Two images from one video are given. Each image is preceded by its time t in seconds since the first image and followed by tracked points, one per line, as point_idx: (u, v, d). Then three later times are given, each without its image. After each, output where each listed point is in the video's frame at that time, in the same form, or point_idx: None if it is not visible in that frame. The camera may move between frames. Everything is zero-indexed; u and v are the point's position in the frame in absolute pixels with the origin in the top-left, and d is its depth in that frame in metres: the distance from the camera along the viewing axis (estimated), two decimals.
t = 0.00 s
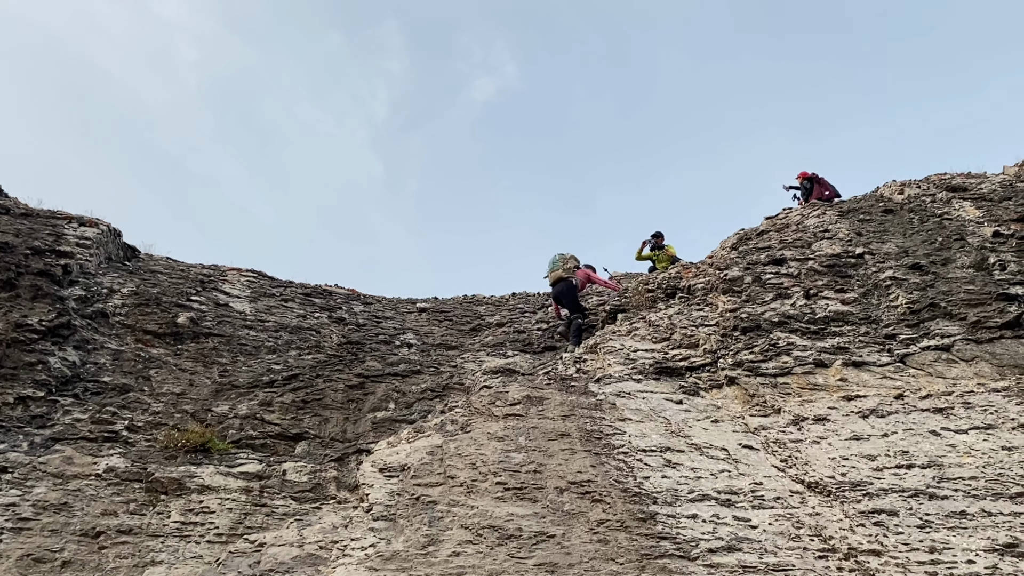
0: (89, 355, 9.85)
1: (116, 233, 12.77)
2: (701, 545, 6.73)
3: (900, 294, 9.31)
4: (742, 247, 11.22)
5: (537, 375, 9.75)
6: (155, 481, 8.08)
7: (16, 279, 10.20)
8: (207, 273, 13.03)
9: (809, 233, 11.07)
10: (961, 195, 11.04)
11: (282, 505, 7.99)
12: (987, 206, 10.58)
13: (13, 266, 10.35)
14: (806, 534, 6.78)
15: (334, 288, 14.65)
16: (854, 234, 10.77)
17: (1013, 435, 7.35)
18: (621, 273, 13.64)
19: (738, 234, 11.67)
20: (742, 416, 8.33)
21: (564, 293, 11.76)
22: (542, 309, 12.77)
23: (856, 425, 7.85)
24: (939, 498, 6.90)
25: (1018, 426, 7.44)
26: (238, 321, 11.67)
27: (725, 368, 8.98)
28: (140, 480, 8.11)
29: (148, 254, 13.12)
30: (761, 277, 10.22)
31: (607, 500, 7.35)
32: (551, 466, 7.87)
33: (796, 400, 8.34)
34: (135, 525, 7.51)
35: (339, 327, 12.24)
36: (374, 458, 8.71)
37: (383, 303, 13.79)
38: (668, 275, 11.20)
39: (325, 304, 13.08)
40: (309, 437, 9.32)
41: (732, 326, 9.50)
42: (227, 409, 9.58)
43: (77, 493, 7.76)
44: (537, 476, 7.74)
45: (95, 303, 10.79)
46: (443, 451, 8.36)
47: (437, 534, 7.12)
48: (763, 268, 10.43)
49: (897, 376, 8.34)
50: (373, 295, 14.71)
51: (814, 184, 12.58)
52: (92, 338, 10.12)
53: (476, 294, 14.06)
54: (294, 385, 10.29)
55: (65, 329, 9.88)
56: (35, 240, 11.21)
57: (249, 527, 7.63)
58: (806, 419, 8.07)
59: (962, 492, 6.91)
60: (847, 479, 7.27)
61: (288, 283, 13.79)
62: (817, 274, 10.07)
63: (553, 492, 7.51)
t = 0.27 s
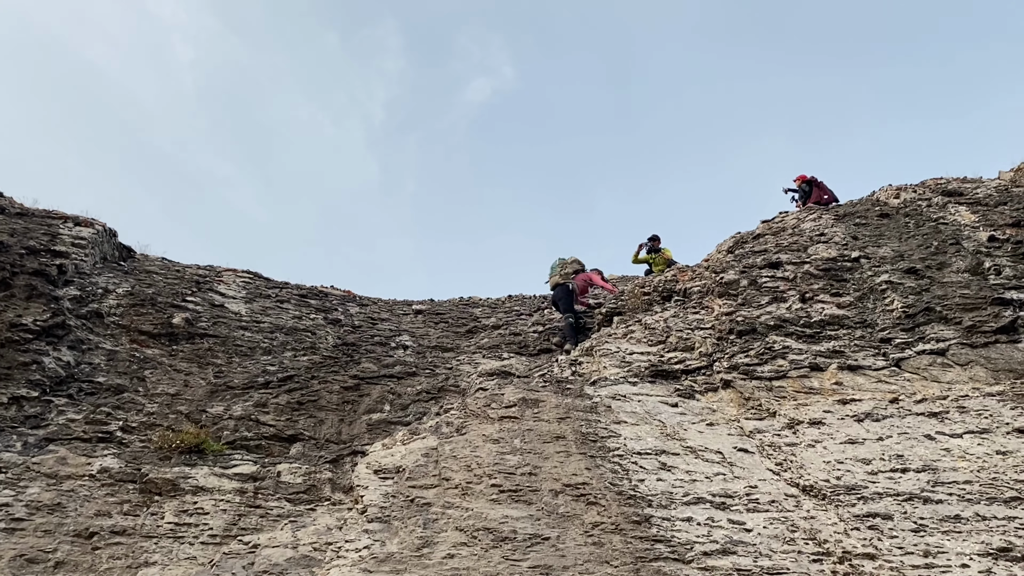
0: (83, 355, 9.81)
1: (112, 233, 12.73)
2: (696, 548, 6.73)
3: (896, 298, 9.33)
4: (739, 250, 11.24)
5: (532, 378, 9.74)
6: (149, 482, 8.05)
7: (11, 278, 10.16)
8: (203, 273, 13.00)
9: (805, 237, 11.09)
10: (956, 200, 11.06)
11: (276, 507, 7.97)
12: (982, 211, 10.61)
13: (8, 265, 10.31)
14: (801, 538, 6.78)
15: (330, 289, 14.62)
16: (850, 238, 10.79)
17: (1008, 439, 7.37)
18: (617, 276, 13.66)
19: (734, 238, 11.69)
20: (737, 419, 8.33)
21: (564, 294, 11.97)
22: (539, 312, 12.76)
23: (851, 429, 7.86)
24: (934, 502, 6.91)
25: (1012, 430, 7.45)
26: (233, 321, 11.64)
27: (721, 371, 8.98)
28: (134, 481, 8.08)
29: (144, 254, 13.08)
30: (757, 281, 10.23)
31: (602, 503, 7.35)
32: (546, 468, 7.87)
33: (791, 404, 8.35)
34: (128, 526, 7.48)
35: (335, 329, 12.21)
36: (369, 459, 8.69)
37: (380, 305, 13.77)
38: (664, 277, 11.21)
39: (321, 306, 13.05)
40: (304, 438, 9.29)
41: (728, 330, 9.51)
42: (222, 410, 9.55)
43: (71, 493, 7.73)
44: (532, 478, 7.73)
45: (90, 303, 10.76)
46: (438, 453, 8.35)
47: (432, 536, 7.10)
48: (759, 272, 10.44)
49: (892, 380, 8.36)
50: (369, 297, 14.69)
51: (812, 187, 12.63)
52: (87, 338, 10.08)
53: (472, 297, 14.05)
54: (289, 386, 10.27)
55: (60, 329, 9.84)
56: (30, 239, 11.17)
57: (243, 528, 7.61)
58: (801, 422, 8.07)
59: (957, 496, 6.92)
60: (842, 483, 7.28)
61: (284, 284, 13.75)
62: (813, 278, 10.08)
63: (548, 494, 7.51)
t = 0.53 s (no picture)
0: (79, 353, 9.79)
1: (108, 231, 12.70)
2: (691, 549, 6.73)
3: (891, 301, 9.36)
4: (735, 252, 11.25)
5: (528, 378, 9.73)
6: (144, 480, 8.03)
7: (6, 275, 10.13)
8: (199, 272, 12.98)
9: (802, 239, 11.12)
10: (952, 204, 11.09)
11: (271, 506, 7.95)
12: (978, 215, 10.64)
13: (4, 263, 10.27)
14: (796, 539, 6.79)
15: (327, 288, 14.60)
16: (847, 240, 10.82)
17: (1003, 442, 7.38)
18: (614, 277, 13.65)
19: (731, 239, 11.71)
20: (733, 420, 8.34)
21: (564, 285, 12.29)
22: (535, 312, 12.76)
23: (846, 431, 7.87)
24: (928, 504, 6.92)
25: (1007, 433, 7.47)
26: (229, 320, 11.61)
27: (717, 373, 8.99)
28: (129, 479, 8.06)
29: (140, 252, 13.05)
30: (753, 283, 10.25)
31: (598, 503, 7.35)
32: (542, 468, 7.87)
33: (786, 405, 8.36)
34: (123, 524, 7.46)
35: (331, 328, 12.18)
36: (365, 459, 8.68)
37: (376, 305, 13.71)
38: (660, 278, 11.22)
39: (318, 305, 13.03)
40: (300, 437, 9.28)
41: (724, 331, 9.52)
42: (218, 408, 9.54)
43: (66, 491, 7.71)
44: (528, 478, 7.73)
45: (86, 301, 10.72)
46: (434, 453, 8.35)
47: (427, 536, 7.10)
48: (756, 273, 10.46)
49: (888, 382, 8.37)
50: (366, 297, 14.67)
51: (812, 189, 12.67)
52: (82, 336, 10.05)
53: (469, 297, 14.04)
54: (285, 385, 10.25)
55: (56, 326, 9.81)
56: (26, 237, 11.13)
57: (238, 527, 7.59)
58: (796, 424, 8.09)
59: (952, 498, 6.93)
60: (837, 484, 7.29)
61: (280, 283, 13.72)
62: (810, 280, 10.11)
63: (544, 494, 7.51)
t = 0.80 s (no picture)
0: (74, 351, 9.75)
1: (105, 229, 12.66)
2: (687, 549, 6.73)
3: (888, 303, 9.37)
4: (732, 254, 11.26)
5: (525, 379, 9.73)
6: (139, 478, 8.01)
7: (2, 273, 10.10)
8: (196, 270, 12.95)
9: (799, 241, 11.13)
10: (949, 207, 11.11)
11: (266, 505, 7.94)
12: (975, 218, 10.66)
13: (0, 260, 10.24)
14: (791, 540, 6.79)
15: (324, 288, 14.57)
16: (843, 242, 10.83)
17: (998, 444, 7.40)
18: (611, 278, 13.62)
19: (728, 241, 11.72)
20: (729, 422, 8.35)
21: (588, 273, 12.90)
22: (532, 313, 12.75)
23: (842, 433, 7.88)
24: (924, 506, 6.93)
25: (1003, 435, 7.49)
26: (226, 319, 11.58)
27: (713, 374, 9.00)
28: (124, 477, 8.03)
29: (137, 251, 13.01)
30: (750, 284, 10.26)
31: (594, 503, 7.34)
32: (538, 468, 7.86)
33: (782, 407, 8.37)
34: (118, 522, 7.44)
35: (328, 328, 12.16)
36: (361, 458, 8.67)
37: (373, 306, 13.60)
38: (657, 280, 11.23)
39: (314, 304, 13.00)
40: (296, 436, 9.26)
41: (721, 332, 9.53)
42: (213, 407, 9.52)
43: (60, 489, 7.68)
44: (523, 478, 7.73)
45: (82, 299, 10.69)
46: (430, 453, 8.34)
47: (423, 535, 7.09)
48: (753, 275, 10.47)
49: (884, 384, 8.38)
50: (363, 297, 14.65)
51: (812, 192, 12.67)
52: (78, 334, 10.02)
53: (466, 297, 14.03)
54: (281, 384, 10.24)
55: (51, 324, 9.78)
56: (22, 234, 11.10)
57: (233, 525, 7.58)
58: (792, 425, 8.09)
59: (947, 500, 6.94)
60: (832, 486, 7.30)
61: (277, 282, 13.69)
62: (806, 282, 10.12)
63: (540, 494, 7.50)
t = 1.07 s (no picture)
0: (71, 352, 9.73)
1: (102, 230, 12.63)
2: (683, 554, 6.74)
3: (885, 308, 9.39)
4: (730, 258, 11.27)
5: (522, 382, 9.73)
6: (135, 481, 8.00)
7: None
8: (193, 272, 12.92)
9: (796, 246, 11.15)
10: (946, 212, 11.14)
11: (263, 507, 7.93)
12: (971, 223, 10.69)
13: None
14: (787, 545, 6.80)
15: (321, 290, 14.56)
16: (840, 247, 10.85)
17: (994, 450, 7.41)
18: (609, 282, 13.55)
19: (725, 245, 11.73)
20: (726, 426, 8.35)
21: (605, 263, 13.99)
22: (529, 316, 12.75)
23: (839, 437, 7.89)
24: (920, 511, 6.94)
25: (999, 441, 7.50)
26: (223, 321, 11.56)
27: (710, 378, 9.01)
28: (120, 480, 8.02)
29: (134, 252, 12.98)
30: (747, 289, 10.28)
31: (590, 507, 7.34)
32: (534, 472, 7.86)
33: (779, 411, 8.38)
34: (113, 525, 7.43)
35: (325, 330, 12.14)
36: (357, 461, 8.66)
37: (370, 308, 13.61)
38: (655, 283, 11.22)
39: (311, 306, 12.96)
40: (292, 439, 9.25)
41: (718, 337, 9.54)
42: (210, 409, 9.51)
43: (56, 491, 7.67)
44: (520, 482, 7.73)
45: (79, 300, 10.67)
46: (426, 456, 8.33)
47: (419, 539, 7.09)
48: (750, 279, 10.49)
49: (880, 389, 8.40)
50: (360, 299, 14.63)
51: (811, 197, 12.64)
52: (75, 335, 9.99)
53: (463, 300, 14.02)
54: (278, 386, 10.22)
55: (48, 325, 9.75)
56: (19, 235, 11.07)
57: (229, 528, 7.57)
58: (789, 430, 8.10)
59: (943, 505, 6.95)
60: (829, 491, 7.30)
61: (274, 284, 13.66)
62: (803, 286, 10.14)
63: (536, 498, 7.50)
